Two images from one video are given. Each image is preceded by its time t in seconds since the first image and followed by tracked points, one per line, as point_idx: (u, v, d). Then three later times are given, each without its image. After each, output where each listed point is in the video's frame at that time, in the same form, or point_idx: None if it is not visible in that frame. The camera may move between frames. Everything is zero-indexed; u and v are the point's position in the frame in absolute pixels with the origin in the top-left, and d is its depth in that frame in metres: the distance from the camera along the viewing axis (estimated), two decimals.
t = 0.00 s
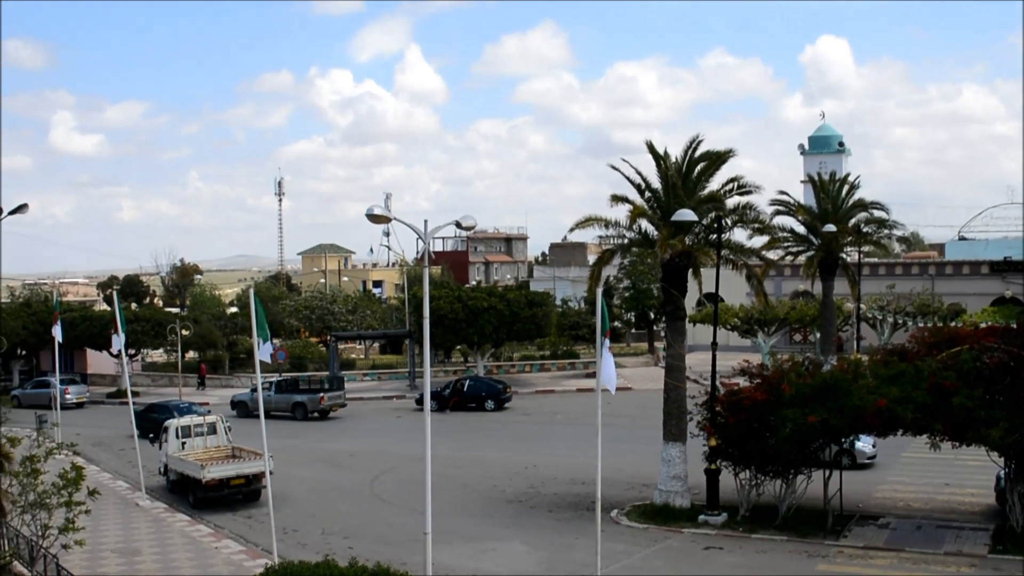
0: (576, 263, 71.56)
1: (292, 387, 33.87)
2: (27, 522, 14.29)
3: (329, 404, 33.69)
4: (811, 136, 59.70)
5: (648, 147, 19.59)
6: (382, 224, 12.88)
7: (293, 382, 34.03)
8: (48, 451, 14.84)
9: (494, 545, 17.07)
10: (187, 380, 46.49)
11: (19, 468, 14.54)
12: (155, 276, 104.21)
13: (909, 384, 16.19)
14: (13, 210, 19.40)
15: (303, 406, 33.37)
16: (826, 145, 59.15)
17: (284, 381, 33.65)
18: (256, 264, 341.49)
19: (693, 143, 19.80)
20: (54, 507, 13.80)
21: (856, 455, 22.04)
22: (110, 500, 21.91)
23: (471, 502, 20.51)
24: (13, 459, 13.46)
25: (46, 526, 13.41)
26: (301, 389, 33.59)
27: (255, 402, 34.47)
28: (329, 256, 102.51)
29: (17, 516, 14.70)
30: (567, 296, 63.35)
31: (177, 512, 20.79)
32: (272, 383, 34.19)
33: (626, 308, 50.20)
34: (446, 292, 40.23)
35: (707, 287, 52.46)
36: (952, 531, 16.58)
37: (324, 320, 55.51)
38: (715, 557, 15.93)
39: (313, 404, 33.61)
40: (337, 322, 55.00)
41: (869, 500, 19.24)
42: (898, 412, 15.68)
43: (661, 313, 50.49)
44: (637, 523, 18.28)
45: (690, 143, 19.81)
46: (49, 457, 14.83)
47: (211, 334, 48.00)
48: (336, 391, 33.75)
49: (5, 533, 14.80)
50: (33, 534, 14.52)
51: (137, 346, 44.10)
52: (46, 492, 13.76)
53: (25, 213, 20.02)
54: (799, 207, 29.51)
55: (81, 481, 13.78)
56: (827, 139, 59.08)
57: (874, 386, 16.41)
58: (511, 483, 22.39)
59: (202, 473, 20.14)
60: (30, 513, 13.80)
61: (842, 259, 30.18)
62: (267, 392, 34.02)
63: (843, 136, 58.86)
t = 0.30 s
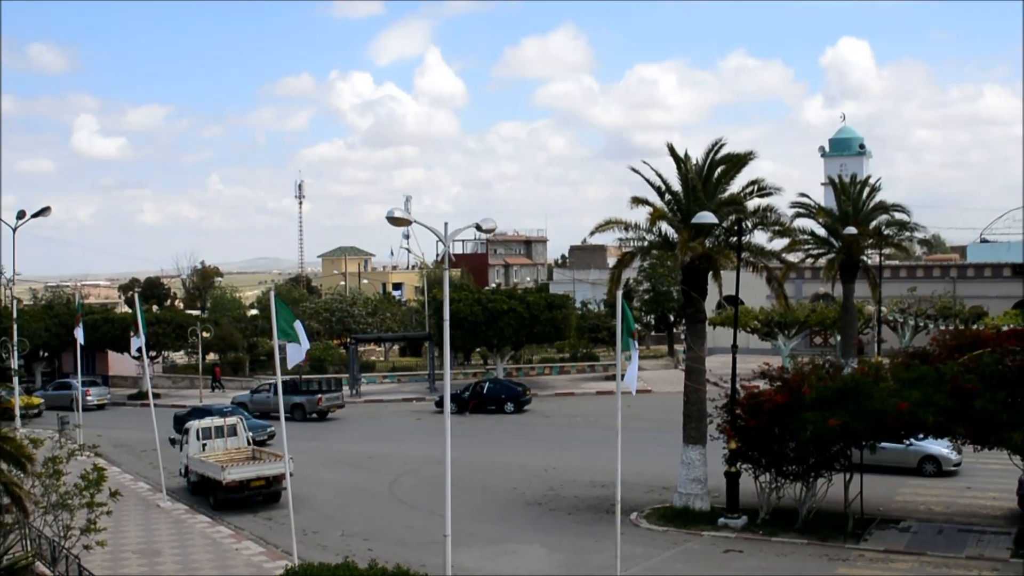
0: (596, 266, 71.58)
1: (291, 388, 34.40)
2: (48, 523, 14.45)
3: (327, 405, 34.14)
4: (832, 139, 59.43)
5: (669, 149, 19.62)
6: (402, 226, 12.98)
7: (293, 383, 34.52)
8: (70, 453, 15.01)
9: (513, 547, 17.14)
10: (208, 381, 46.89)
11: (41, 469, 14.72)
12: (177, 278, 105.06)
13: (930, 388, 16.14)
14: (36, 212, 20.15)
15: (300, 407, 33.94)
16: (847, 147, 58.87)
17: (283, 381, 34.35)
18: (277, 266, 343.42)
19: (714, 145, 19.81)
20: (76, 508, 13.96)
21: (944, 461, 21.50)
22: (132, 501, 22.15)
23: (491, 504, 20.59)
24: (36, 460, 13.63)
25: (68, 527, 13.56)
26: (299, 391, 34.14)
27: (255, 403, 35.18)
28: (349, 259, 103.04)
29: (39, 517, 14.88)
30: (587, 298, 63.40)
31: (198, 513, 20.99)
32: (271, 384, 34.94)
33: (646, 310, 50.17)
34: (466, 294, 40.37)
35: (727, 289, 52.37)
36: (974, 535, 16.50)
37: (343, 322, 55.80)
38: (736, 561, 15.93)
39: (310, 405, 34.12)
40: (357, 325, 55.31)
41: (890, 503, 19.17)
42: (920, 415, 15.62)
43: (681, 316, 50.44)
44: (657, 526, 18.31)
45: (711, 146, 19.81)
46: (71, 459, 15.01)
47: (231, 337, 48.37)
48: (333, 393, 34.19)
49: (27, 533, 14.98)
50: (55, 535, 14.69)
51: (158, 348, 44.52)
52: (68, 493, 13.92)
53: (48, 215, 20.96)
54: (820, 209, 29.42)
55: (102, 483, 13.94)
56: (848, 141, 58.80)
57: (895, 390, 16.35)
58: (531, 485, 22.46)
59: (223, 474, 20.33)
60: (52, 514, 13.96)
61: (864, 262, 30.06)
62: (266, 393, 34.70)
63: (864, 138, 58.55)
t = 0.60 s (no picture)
0: (613, 264, 71.54)
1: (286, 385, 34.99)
2: (68, 519, 14.52)
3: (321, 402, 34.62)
4: (850, 137, 59.10)
5: (688, 147, 19.59)
6: (420, 224, 13.02)
7: (288, 381, 35.08)
8: (89, 449, 15.08)
9: (530, 546, 17.19)
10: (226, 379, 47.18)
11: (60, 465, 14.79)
12: (195, 275, 105.71)
13: (949, 387, 16.09)
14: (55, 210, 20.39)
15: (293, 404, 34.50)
16: (866, 145, 58.53)
17: (277, 377, 35.05)
18: (295, 264, 345.06)
19: (732, 144, 19.77)
20: (95, 504, 14.01)
21: None
22: (150, 498, 22.33)
23: (508, 503, 20.64)
24: (55, 458, 13.71)
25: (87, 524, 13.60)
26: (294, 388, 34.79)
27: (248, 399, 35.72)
28: (367, 257, 103.38)
29: (60, 513, 14.97)
30: (604, 296, 63.33)
31: (216, 510, 21.13)
32: (265, 381, 35.62)
33: (663, 309, 50.10)
34: (483, 292, 40.43)
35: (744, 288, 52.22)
36: (992, 535, 16.42)
37: (361, 320, 55.98)
38: (753, 560, 15.91)
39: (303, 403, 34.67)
40: (374, 323, 55.52)
41: (908, 502, 19.09)
42: (939, 415, 15.58)
43: (699, 315, 50.33)
44: (674, 525, 18.30)
45: (729, 144, 19.78)
46: (89, 455, 15.07)
47: (249, 334, 48.65)
48: (327, 390, 34.71)
49: (47, 529, 15.08)
50: (75, 530, 14.78)
51: (176, 346, 44.84)
52: (87, 490, 13.96)
53: (65, 213, 21.04)
54: (838, 208, 29.27)
55: (120, 479, 14.01)
56: (866, 139, 58.45)
57: (913, 389, 16.29)
58: (548, 483, 22.50)
59: (241, 472, 20.46)
60: (71, 510, 14.01)
61: (882, 261, 29.90)
62: (261, 390, 35.25)
63: (883, 137, 58.20)
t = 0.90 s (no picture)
0: (630, 262, 71.48)
1: (283, 380, 35.68)
2: (87, 515, 14.64)
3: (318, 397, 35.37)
4: (868, 135, 58.80)
5: (705, 145, 19.58)
6: (437, 221, 13.08)
7: (284, 376, 35.76)
8: (107, 444, 15.20)
9: (546, 543, 17.26)
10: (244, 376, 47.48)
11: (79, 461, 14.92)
12: (213, 272, 106.33)
13: (967, 385, 16.09)
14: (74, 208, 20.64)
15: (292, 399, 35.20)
16: (884, 143, 58.24)
17: (275, 374, 35.38)
18: (313, 261, 346.33)
19: (749, 141, 19.75)
20: (113, 499, 14.10)
21: None
22: (168, 494, 22.54)
23: (525, 500, 20.71)
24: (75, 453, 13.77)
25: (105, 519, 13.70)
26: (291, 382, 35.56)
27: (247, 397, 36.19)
28: (383, 254, 103.68)
29: (78, 508, 15.09)
30: (621, 294, 63.30)
31: (234, 507, 21.30)
32: (263, 377, 35.92)
33: (680, 306, 50.05)
34: (500, 290, 40.51)
35: (761, 286, 52.08)
36: (1011, 535, 16.37)
37: (378, 317, 56.19)
38: (770, 558, 15.91)
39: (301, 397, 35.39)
40: (391, 320, 55.72)
41: (926, 501, 19.04)
42: (957, 413, 15.56)
43: (715, 312, 50.25)
44: (691, 523, 18.33)
45: (746, 141, 19.76)
46: (108, 450, 15.15)
47: (266, 331, 48.92)
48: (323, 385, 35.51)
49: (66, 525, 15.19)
50: (93, 525, 14.90)
51: (194, 342, 45.17)
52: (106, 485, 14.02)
53: (84, 210, 21.33)
54: (856, 205, 29.13)
55: (139, 475, 14.10)
56: (884, 137, 58.16)
57: (931, 387, 16.27)
58: (564, 481, 22.56)
59: (258, 468, 20.61)
60: (90, 506, 14.13)
61: (900, 259, 29.77)
62: (259, 386, 35.78)
63: (901, 134, 57.89)
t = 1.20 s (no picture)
0: (647, 258, 71.45)
1: (280, 376, 36.19)
2: (105, 510, 14.75)
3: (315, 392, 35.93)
4: (886, 131, 58.51)
5: (722, 141, 19.59)
6: (455, 218, 13.16)
7: (281, 371, 36.30)
8: (126, 441, 15.27)
9: (562, 539, 17.35)
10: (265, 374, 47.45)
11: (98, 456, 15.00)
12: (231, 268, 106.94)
13: (986, 383, 16.06)
14: (94, 204, 20.88)
15: (289, 394, 35.80)
16: (902, 140, 57.92)
17: (273, 369, 35.97)
18: (330, 257, 347.59)
19: (767, 138, 19.74)
20: (131, 494, 14.21)
21: None
22: (186, 489, 22.76)
23: (541, 497, 20.80)
24: (93, 448, 13.83)
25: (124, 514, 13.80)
26: (289, 377, 36.08)
27: (246, 391, 36.84)
28: (400, 250, 103.96)
29: (97, 503, 15.21)
30: (637, 291, 63.23)
31: (251, 502, 21.49)
32: (263, 372, 36.56)
33: (697, 303, 50.02)
34: (516, 286, 40.61)
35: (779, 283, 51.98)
36: None
37: (394, 314, 56.43)
38: (787, 555, 15.95)
39: (298, 392, 35.95)
40: (407, 316, 55.94)
41: (943, 499, 19.01)
42: (976, 411, 15.54)
43: (732, 309, 50.20)
44: (707, 520, 18.37)
45: (763, 138, 19.76)
46: (127, 446, 15.22)
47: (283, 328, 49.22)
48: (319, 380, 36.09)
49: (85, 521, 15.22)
50: (112, 520, 15.03)
51: (212, 339, 45.52)
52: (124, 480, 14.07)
53: (101, 208, 21.49)
54: (873, 202, 29.03)
55: (157, 470, 14.14)
56: (902, 133, 57.84)
57: (949, 384, 16.25)
58: (580, 477, 22.64)
59: (275, 464, 20.78)
60: (108, 501, 14.23)
61: (918, 256, 29.66)
62: (257, 381, 36.36)
63: (920, 131, 57.56)
